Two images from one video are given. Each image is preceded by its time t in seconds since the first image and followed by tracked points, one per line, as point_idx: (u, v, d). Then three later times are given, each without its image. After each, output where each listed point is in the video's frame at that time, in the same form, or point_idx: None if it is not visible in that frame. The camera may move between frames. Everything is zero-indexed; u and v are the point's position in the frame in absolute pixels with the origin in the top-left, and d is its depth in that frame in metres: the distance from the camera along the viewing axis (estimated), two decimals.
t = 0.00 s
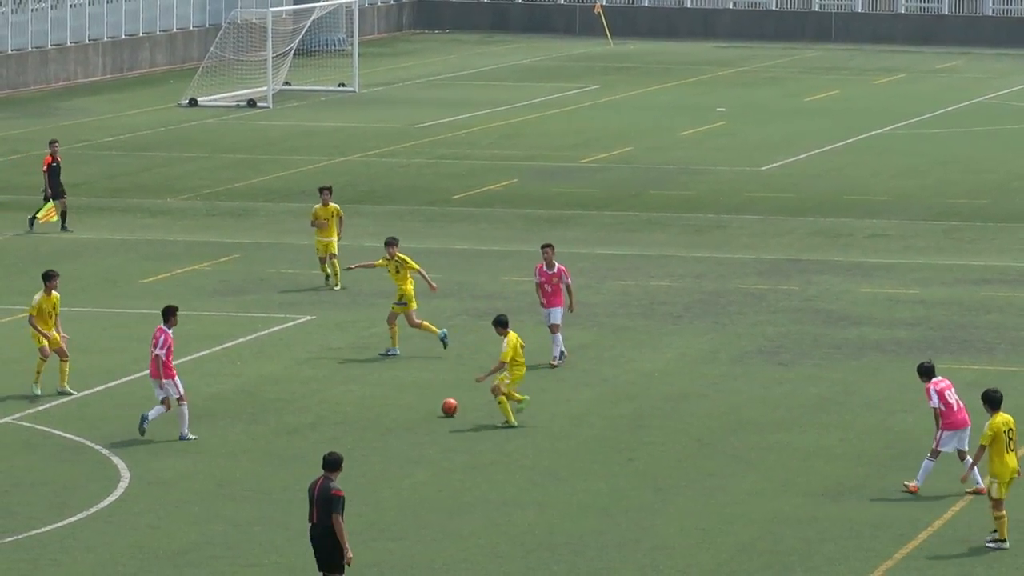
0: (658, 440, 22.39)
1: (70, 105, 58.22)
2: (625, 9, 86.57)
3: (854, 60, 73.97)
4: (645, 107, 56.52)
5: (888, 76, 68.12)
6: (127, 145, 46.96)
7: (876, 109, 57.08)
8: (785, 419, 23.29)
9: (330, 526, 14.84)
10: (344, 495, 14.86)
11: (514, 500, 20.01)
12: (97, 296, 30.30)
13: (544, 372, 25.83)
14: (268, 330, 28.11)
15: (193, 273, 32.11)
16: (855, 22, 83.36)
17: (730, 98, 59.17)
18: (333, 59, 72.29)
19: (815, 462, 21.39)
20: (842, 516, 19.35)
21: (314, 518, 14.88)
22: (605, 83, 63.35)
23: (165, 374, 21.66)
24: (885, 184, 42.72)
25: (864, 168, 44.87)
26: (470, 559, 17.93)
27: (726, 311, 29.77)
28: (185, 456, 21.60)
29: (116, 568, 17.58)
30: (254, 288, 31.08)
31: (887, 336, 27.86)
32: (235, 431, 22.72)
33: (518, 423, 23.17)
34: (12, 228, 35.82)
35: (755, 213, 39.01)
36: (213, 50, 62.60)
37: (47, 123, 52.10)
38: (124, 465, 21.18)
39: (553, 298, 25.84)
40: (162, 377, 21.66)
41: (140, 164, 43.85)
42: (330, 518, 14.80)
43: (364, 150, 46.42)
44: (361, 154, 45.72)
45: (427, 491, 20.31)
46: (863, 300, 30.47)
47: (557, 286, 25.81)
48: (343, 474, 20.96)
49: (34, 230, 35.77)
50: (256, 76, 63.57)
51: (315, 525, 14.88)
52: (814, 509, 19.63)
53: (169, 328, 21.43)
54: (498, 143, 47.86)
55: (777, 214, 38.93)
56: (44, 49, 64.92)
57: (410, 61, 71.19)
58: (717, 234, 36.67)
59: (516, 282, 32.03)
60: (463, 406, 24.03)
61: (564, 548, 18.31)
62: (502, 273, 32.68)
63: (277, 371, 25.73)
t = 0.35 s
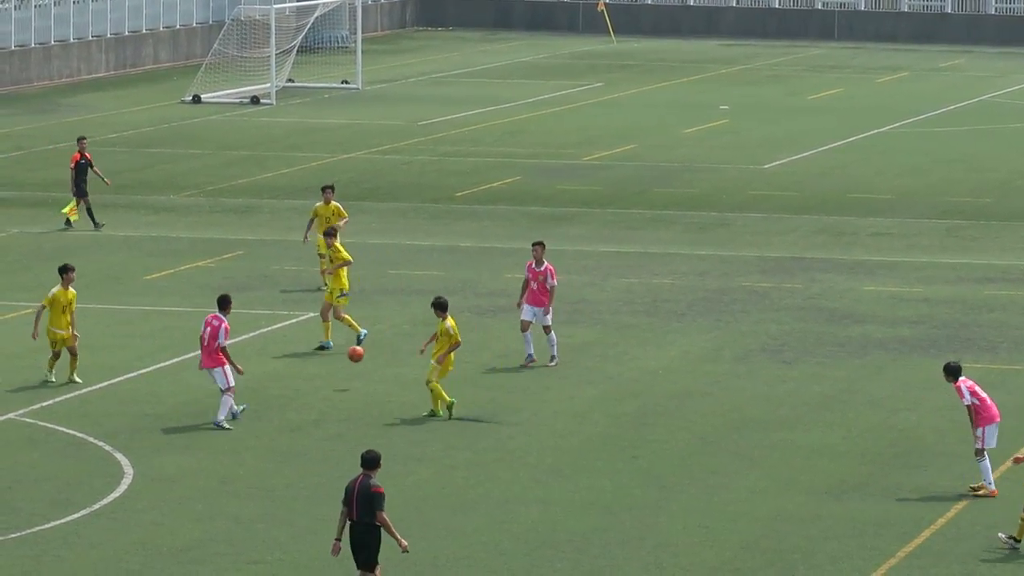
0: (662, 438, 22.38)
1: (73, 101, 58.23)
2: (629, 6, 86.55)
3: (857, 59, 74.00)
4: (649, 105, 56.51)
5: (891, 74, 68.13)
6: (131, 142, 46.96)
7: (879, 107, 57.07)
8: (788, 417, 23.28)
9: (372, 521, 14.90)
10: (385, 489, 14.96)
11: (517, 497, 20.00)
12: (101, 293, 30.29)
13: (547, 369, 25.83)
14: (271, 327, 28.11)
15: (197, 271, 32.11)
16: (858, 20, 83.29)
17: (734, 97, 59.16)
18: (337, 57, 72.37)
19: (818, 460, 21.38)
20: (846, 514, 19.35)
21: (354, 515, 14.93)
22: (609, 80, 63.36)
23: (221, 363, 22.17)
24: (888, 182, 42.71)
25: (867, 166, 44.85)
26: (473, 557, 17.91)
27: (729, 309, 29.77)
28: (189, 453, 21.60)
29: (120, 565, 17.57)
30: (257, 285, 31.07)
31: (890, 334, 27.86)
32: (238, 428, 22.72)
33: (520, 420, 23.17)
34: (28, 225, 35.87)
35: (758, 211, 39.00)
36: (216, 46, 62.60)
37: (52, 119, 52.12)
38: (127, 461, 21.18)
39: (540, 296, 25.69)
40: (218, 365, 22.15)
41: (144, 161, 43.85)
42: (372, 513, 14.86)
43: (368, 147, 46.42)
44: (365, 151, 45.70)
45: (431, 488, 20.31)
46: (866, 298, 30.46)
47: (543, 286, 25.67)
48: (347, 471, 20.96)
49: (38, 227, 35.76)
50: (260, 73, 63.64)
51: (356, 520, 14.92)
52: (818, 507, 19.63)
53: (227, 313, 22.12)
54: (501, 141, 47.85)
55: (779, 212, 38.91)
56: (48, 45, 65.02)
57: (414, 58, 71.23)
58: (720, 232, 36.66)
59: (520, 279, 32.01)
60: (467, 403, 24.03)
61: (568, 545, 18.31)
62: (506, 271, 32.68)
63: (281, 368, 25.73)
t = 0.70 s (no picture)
0: (778, 436, 22.16)
1: (188, 97, 58.75)
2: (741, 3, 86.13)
3: (973, 57, 73.10)
4: (762, 102, 56.14)
5: (1008, 72, 67.26)
6: (246, 138, 47.27)
7: (997, 105, 56.35)
8: (906, 416, 22.99)
9: (522, 512, 14.86)
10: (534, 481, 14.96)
11: (632, 494, 19.87)
12: (218, 289, 30.47)
13: (662, 366, 25.66)
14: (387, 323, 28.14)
15: (312, 266, 32.23)
16: (973, 18, 82.33)
17: (848, 94, 58.65)
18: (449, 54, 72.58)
19: (937, 459, 21.09)
20: (965, 512, 19.06)
21: (502, 506, 14.89)
22: (721, 78, 63.06)
23: (366, 342, 22.52)
24: (1004, 180, 42.13)
25: (983, 164, 44.28)
26: (588, 554, 17.78)
27: (845, 307, 29.46)
28: (305, 449, 21.63)
29: (237, 559, 17.61)
30: (372, 281, 31.13)
31: (1008, 333, 27.45)
32: (352, 424, 22.73)
33: (635, 418, 23.02)
34: (171, 224, 35.95)
35: (873, 209, 38.60)
36: (329, 43, 62.94)
37: (168, 116, 52.56)
38: (244, 457, 21.24)
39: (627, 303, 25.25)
40: (364, 345, 22.49)
41: (259, 157, 44.11)
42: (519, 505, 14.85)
43: (481, 144, 46.39)
44: (478, 148, 45.72)
45: (545, 485, 20.22)
46: (983, 297, 30.04)
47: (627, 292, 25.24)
48: (461, 467, 20.92)
49: (155, 223, 36.04)
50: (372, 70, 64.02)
51: (506, 511, 14.88)
52: (937, 505, 19.35)
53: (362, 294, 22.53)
54: (613, 138, 47.71)
55: (894, 210, 38.50)
56: (162, 42, 65.83)
57: (525, 55, 71.27)
58: (834, 230, 36.32)
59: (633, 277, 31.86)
60: (581, 400, 23.91)
61: (682, 542, 18.16)
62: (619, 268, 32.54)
63: (396, 364, 25.74)
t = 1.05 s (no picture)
0: (940, 436, 21.81)
1: (351, 94, 59.20)
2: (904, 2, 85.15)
3: None
4: (926, 102, 55.43)
5: None
6: (406, 135, 47.50)
7: None
8: None
9: (706, 507, 15.06)
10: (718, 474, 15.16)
11: (791, 493, 19.65)
12: (378, 285, 30.60)
13: (822, 366, 25.38)
14: (546, 322, 28.11)
15: (471, 264, 32.28)
16: None
17: (1014, 94, 57.73)
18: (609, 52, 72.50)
19: None
20: None
21: (685, 502, 15.05)
22: (884, 77, 62.38)
23: (518, 333, 22.92)
24: None
25: None
26: (747, 552, 17.60)
27: (1009, 308, 28.96)
28: (464, 446, 21.63)
29: (396, 555, 17.63)
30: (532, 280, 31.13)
31: None
32: (510, 422, 22.70)
33: (794, 417, 22.78)
34: (357, 222, 36.08)
35: None
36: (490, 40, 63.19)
37: (330, 112, 52.96)
38: (404, 454, 21.27)
39: (740, 304, 24.99)
40: (517, 336, 22.89)
41: (418, 154, 44.30)
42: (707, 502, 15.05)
43: (641, 142, 46.24)
44: (637, 146, 45.59)
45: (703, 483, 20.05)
46: None
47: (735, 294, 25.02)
48: (620, 465, 20.81)
49: (316, 219, 36.29)
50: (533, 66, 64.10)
51: (690, 508, 15.04)
52: None
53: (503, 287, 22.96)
54: (773, 137, 47.34)
55: None
56: (324, 39, 66.53)
57: (686, 54, 71.00)
58: (997, 230, 35.74)
59: (793, 276, 31.56)
60: (740, 399, 23.71)
61: (842, 542, 17.92)
62: (778, 267, 32.26)
63: (555, 362, 25.69)
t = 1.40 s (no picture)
0: None
1: (480, 96, 59.35)
2: None
3: None
4: None
5: None
6: (534, 137, 47.51)
7: None
8: None
9: (831, 511, 14.97)
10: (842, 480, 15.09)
11: (917, 500, 19.40)
12: (505, 287, 30.60)
13: (952, 372, 25.04)
14: (673, 326, 27.98)
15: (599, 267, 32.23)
16: None
17: None
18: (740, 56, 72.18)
19: None
20: None
21: (811, 506, 14.94)
22: (1018, 83, 61.54)
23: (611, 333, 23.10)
24: None
25: None
26: (873, 559, 17.37)
27: None
28: (589, 449, 21.54)
29: (519, 558, 17.58)
30: (660, 284, 30.99)
31: None
32: (636, 426, 22.58)
33: (922, 423, 22.50)
34: (487, 224, 36.10)
35: None
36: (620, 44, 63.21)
37: (460, 114, 53.10)
38: (529, 456, 21.20)
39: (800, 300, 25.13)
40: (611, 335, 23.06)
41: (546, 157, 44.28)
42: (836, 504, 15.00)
43: (770, 147, 45.94)
44: (766, 150, 45.30)
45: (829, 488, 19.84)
46: None
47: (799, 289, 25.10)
48: (745, 470, 20.64)
49: (444, 221, 36.39)
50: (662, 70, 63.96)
51: (815, 512, 14.94)
52: None
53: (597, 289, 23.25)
54: (904, 142, 46.84)
55: None
56: (454, 41, 66.90)
57: (817, 58, 70.48)
58: None
59: (923, 282, 31.20)
60: (868, 405, 23.43)
61: (969, 550, 17.66)
62: (908, 273, 31.91)
63: (681, 366, 25.54)
